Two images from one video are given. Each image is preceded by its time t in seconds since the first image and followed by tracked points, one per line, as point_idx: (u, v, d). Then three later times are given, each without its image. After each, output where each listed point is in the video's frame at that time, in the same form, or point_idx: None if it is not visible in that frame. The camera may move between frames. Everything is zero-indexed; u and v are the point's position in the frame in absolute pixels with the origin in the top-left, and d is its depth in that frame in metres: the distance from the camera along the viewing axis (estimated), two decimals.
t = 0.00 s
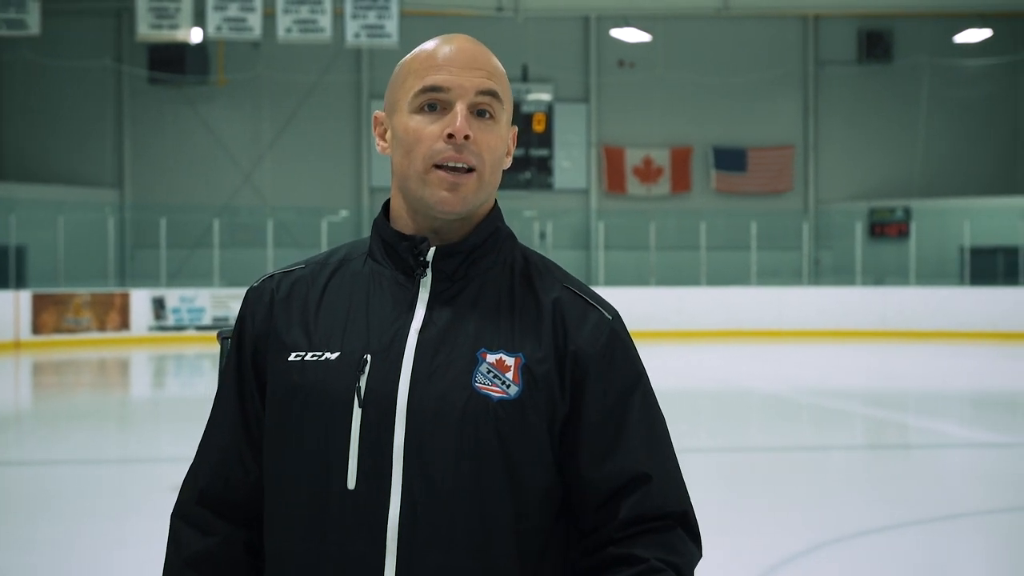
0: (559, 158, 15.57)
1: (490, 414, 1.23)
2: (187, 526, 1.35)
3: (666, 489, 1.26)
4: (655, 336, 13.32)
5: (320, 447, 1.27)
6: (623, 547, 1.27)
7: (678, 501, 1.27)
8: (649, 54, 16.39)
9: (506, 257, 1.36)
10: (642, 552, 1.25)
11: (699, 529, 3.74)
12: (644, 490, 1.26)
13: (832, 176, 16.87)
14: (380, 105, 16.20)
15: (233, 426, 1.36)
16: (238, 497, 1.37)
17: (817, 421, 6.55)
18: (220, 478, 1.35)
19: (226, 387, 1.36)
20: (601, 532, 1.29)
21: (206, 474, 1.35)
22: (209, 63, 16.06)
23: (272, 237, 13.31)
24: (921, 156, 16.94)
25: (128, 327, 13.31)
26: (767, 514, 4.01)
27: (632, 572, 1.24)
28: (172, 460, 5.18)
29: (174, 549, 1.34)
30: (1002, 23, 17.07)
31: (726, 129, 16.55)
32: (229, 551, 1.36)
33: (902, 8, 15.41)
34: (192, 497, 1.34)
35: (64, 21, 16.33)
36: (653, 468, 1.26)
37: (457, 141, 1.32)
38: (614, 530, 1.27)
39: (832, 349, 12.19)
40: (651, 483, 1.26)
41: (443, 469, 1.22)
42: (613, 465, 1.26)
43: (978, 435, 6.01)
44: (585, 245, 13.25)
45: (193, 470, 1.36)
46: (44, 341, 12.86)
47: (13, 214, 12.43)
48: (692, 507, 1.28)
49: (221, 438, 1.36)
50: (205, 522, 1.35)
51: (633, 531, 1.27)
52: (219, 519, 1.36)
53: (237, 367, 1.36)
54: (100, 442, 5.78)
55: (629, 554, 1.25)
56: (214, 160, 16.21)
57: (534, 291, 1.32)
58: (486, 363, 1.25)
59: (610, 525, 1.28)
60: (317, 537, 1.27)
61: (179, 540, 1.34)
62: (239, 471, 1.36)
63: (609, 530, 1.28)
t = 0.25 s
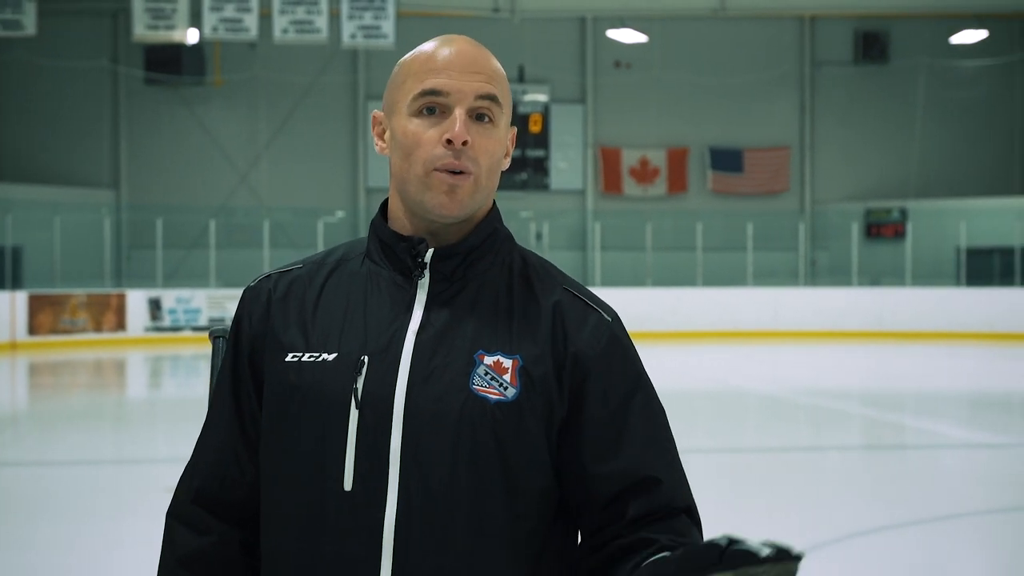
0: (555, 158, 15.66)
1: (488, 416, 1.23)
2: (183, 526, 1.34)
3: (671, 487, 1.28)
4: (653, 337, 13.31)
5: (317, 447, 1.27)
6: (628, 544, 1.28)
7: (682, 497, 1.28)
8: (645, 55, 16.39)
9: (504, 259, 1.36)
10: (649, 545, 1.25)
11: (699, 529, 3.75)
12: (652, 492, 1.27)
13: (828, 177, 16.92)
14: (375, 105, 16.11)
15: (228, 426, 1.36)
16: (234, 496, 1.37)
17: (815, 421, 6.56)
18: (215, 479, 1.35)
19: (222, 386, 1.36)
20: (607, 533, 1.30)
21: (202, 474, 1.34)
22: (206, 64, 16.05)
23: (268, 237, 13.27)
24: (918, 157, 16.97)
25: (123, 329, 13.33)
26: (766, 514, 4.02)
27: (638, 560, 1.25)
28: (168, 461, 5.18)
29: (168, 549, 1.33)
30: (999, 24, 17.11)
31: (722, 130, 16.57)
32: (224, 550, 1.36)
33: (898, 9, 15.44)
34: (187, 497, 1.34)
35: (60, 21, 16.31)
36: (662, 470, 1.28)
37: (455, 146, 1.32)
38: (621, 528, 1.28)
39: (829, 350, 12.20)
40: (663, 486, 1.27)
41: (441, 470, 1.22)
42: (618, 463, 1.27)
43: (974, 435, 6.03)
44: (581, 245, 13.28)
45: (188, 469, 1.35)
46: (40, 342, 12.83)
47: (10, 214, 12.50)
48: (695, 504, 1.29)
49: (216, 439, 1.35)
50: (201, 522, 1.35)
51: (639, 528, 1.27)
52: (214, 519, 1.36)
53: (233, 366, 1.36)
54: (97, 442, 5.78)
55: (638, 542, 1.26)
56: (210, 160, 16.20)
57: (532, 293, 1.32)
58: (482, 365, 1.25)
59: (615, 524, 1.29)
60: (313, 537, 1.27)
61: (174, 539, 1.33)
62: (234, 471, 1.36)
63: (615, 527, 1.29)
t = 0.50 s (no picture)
0: (552, 159, 15.48)
1: (486, 417, 1.23)
2: (180, 527, 1.34)
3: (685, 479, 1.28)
4: (651, 339, 13.29)
5: (315, 448, 1.26)
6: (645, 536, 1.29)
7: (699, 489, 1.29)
8: (642, 57, 16.40)
9: (502, 257, 1.35)
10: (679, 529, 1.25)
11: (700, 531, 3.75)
12: (670, 487, 1.28)
13: (826, 179, 16.92)
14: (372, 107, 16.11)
15: (225, 427, 1.35)
16: (231, 497, 1.36)
17: (812, 423, 6.56)
18: (211, 479, 1.34)
19: (219, 386, 1.35)
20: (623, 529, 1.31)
21: (198, 475, 1.34)
22: (203, 66, 16.05)
23: (265, 240, 13.24)
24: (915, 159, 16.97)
25: (121, 331, 13.18)
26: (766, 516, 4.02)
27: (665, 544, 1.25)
28: (165, 462, 5.19)
29: (164, 550, 1.32)
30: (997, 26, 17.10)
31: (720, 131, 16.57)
32: (220, 551, 1.35)
33: (895, 11, 15.45)
34: (183, 497, 1.34)
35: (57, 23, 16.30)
36: (677, 465, 1.28)
37: (453, 148, 1.31)
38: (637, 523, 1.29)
39: (827, 352, 12.20)
40: (680, 480, 1.28)
41: (441, 469, 1.22)
42: (629, 457, 1.27)
43: (972, 437, 6.03)
44: (578, 247, 13.34)
45: (185, 470, 1.35)
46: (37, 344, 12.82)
47: (8, 215, 12.66)
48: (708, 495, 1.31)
49: (213, 439, 1.35)
50: (197, 523, 1.34)
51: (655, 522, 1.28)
52: (211, 519, 1.35)
53: (229, 367, 1.35)
54: (95, 445, 5.79)
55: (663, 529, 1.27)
56: (207, 163, 16.20)
57: (532, 292, 1.31)
58: (481, 365, 1.25)
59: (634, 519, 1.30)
60: (311, 535, 1.26)
61: (170, 539, 1.32)
62: (231, 471, 1.36)
63: (632, 521, 1.30)
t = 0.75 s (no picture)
0: (551, 161, 15.49)
1: (480, 421, 1.22)
2: (176, 527, 1.34)
3: (663, 494, 1.27)
4: (650, 340, 13.28)
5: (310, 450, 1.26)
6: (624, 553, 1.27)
7: (679, 504, 1.27)
8: (641, 58, 16.41)
9: (498, 261, 1.36)
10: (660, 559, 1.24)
11: (699, 532, 3.75)
12: (648, 501, 1.26)
13: (824, 180, 16.92)
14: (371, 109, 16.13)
15: (220, 430, 1.35)
16: (227, 499, 1.36)
17: (811, 424, 6.55)
18: (207, 481, 1.34)
19: (215, 388, 1.35)
20: (599, 539, 1.29)
21: (193, 477, 1.33)
22: (201, 67, 16.06)
23: (264, 241, 13.24)
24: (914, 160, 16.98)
25: (119, 331, 13.18)
26: (764, 517, 4.03)
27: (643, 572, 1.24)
28: (163, 462, 5.19)
29: (161, 550, 1.32)
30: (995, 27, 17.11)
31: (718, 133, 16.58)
32: (217, 551, 1.35)
33: (893, 13, 15.46)
34: (180, 499, 1.33)
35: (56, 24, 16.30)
36: (658, 480, 1.27)
37: (469, 142, 1.31)
38: (612, 536, 1.28)
39: (826, 353, 12.21)
40: (657, 494, 1.26)
41: (433, 474, 1.21)
42: (614, 470, 1.26)
43: (970, 438, 6.03)
44: (577, 248, 13.34)
45: (180, 472, 1.35)
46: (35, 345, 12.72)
47: (6, 216, 12.61)
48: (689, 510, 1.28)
49: (208, 441, 1.35)
50: (194, 525, 1.34)
51: (632, 536, 1.26)
52: (207, 520, 1.35)
53: (225, 369, 1.35)
54: (92, 445, 5.79)
55: (637, 558, 1.25)
56: (206, 163, 16.19)
57: (525, 297, 1.31)
58: (476, 369, 1.24)
59: (609, 532, 1.28)
60: (306, 538, 1.26)
61: (167, 539, 1.32)
62: (227, 473, 1.35)
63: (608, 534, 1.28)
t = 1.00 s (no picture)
0: (551, 161, 15.46)
1: (489, 422, 1.22)
2: (178, 525, 1.33)
3: (651, 499, 1.25)
4: (650, 341, 13.30)
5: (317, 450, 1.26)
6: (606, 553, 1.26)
7: (666, 510, 1.26)
8: (641, 59, 16.42)
9: (507, 264, 1.36)
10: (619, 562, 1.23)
11: (700, 533, 3.76)
12: (627, 502, 1.25)
13: (824, 181, 16.94)
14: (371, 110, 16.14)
15: (225, 428, 1.35)
16: (231, 497, 1.36)
17: (810, 425, 6.56)
18: (212, 479, 1.34)
19: (221, 385, 1.35)
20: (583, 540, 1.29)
21: (197, 475, 1.33)
22: (201, 68, 16.05)
23: (263, 241, 13.25)
24: (913, 161, 17.00)
25: (119, 332, 13.20)
26: (764, 517, 4.04)
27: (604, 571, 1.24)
28: (163, 463, 5.21)
29: (163, 547, 1.32)
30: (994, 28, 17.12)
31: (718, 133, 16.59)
32: (222, 550, 1.35)
33: (892, 13, 15.46)
34: (184, 497, 1.33)
35: (55, 24, 16.29)
36: (637, 481, 1.25)
37: (472, 151, 1.31)
38: (594, 538, 1.27)
39: (826, 354, 12.21)
40: (636, 494, 1.25)
41: (441, 474, 1.21)
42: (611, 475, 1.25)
43: (968, 439, 6.04)
44: (576, 249, 13.34)
45: (184, 469, 1.35)
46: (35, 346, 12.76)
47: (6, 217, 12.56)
48: (681, 519, 1.27)
49: (213, 438, 1.34)
50: (198, 523, 1.34)
51: (612, 539, 1.26)
52: (209, 519, 1.35)
53: (232, 367, 1.35)
54: (93, 446, 5.80)
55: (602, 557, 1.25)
56: (205, 164, 16.19)
57: (533, 299, 1.31)
58: (485, 372, 1.24)
59: (591, 533, 1.28)
60: (311, 538, 1.26)
61: (169, 537, 1.32)
62: (230, 471, 1.35)
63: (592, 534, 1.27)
